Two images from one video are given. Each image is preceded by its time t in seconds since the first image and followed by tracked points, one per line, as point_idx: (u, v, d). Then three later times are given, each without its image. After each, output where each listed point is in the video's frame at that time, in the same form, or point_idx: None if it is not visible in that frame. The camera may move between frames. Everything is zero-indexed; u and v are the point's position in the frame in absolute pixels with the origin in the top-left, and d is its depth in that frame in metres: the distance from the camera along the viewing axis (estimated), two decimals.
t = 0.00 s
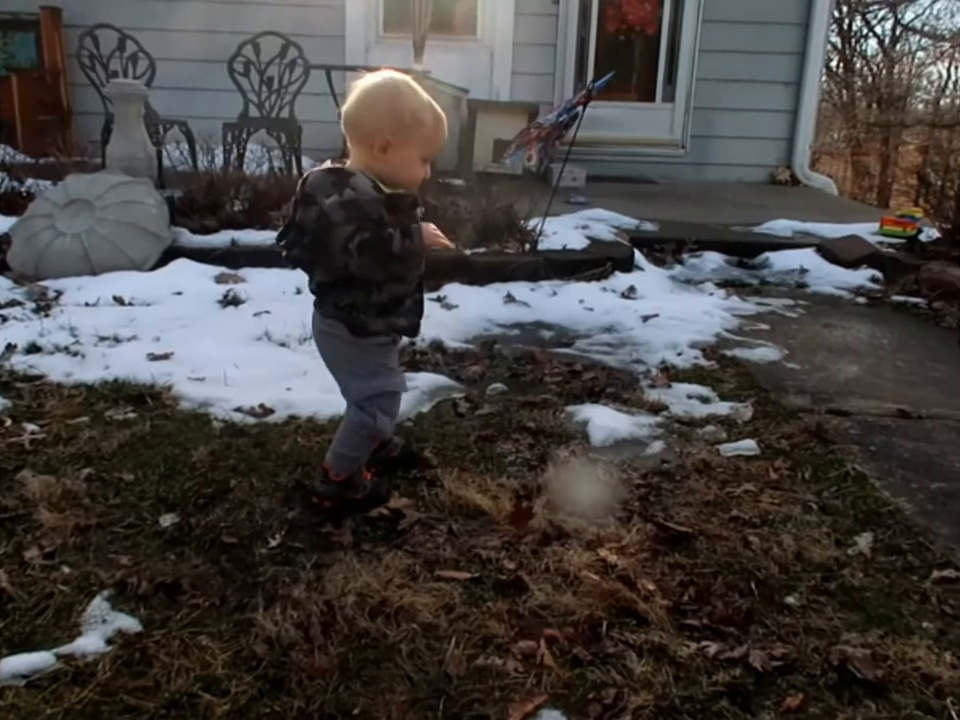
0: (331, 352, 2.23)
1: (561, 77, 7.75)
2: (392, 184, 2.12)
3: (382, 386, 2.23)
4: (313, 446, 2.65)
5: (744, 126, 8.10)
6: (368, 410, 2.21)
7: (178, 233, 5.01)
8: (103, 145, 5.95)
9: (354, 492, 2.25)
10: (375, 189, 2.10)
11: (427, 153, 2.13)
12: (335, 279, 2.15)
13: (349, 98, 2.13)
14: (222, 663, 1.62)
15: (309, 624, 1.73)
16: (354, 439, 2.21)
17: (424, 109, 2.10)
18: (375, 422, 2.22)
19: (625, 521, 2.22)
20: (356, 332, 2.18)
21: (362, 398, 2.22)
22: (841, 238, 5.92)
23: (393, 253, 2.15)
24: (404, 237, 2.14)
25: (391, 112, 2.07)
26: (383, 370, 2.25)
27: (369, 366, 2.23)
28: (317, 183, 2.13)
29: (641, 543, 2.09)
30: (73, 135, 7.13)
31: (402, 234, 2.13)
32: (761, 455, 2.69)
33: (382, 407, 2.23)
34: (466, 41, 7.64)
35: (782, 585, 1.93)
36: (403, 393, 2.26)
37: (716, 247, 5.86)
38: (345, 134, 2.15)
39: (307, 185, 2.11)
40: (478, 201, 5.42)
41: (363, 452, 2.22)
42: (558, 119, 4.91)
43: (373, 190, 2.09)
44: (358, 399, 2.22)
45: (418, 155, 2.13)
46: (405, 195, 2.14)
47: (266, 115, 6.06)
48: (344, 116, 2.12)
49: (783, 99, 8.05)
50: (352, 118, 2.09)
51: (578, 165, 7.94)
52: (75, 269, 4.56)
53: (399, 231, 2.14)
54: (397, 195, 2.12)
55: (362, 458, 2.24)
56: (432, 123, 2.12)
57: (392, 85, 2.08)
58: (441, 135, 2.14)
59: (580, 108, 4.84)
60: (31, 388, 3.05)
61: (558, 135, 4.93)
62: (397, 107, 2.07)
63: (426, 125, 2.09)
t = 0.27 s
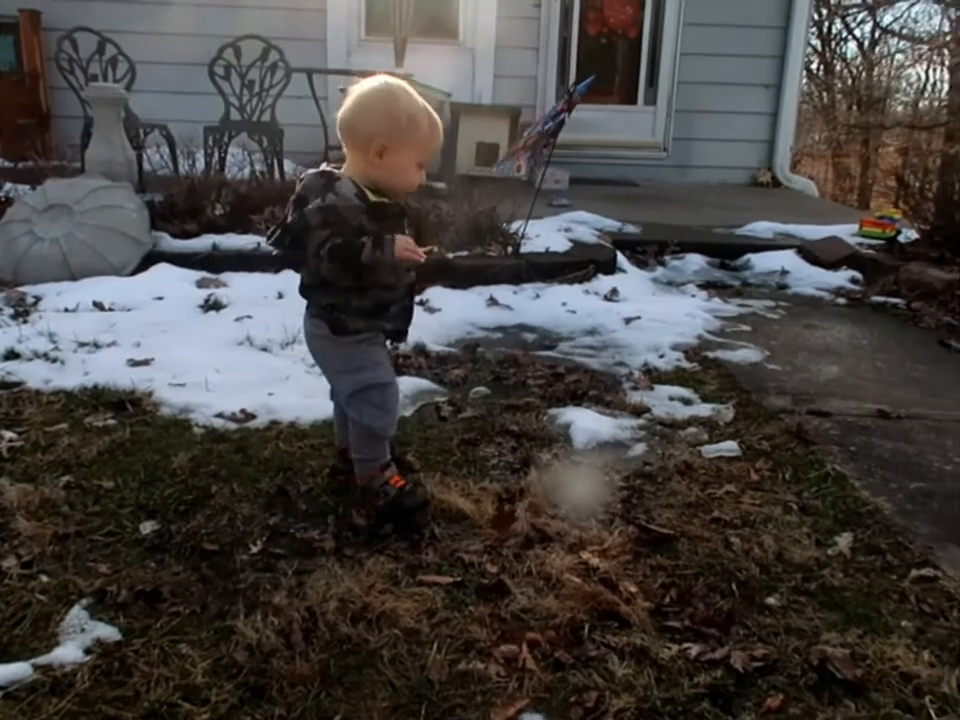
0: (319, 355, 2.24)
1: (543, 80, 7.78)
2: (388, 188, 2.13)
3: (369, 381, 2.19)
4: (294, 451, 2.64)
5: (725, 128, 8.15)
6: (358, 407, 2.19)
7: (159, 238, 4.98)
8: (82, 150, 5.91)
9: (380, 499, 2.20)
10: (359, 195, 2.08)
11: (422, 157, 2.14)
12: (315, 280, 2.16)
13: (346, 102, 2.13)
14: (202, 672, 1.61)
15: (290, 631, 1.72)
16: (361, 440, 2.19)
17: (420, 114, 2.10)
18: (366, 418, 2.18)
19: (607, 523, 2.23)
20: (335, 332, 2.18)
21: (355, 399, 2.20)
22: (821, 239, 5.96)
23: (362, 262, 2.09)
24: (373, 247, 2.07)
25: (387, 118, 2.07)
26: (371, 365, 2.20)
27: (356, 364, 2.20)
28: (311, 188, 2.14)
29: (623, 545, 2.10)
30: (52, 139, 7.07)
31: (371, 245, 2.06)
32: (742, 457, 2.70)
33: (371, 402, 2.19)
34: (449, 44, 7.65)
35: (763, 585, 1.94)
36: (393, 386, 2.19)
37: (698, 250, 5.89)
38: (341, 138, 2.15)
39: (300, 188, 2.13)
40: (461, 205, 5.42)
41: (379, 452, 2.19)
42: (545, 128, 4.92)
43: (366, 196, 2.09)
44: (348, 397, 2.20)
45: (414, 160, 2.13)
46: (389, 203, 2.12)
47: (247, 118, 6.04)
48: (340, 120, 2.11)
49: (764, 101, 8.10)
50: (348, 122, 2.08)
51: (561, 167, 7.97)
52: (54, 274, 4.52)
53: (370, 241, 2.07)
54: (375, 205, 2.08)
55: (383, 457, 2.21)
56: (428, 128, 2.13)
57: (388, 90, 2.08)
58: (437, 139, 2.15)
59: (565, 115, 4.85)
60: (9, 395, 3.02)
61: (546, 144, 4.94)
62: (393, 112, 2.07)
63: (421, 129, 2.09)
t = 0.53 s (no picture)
0: (337, 368, 2.17)
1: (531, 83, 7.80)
2: (401, 196, 2.06)
3: (382, 409, 2.13)
4: (282, 455, 2.64)
5: (712, 131, 8.19)
6: (365, 431, 2.14)
7: (145, 242, 4.97)
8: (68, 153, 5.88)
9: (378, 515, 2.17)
10: (372, 206, 2.02)
11: (434, 161, 2.07)
12: (331, 297, 2.09)
13: (352, 109, 2.06)
14: (189, 677, 1.60)
15: (278, 634, 1.72)
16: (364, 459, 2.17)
17: (429, 117, 2.04)
18: (373, 444, 2.14)
19: (594, 524, 2.24)
20: (355, 353, 2.11)
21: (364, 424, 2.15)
22: (807, 240, 6.00)
23: (380, 273, 2.04)
24: (391, 258, 2.02)
25: (396, 122, 2.00)
26: (386, 394, 2.14)
27: (371, 387, 2.14)
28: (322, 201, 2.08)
29: (610, 545, 2.11)
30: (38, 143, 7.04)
31: (389, 255, 2.02)
32: (729, 457, 2.72)
33: (380, 430, 2.14)
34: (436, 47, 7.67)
35: (749, 584, 1.95)
36: (404, 419, 2.14)
37: (684, 251, 5.92)
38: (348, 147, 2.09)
39: (311, 200, 2.08)
40: (449, 207, 5.43)
41: (380, 475, 2.18)
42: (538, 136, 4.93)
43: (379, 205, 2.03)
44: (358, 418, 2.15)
45: (426, 164, 2.07)
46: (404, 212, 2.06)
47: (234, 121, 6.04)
48: (346, 130, 2.05)
49: (750, 104, 8.15)
50: (355, 131, 2.02)
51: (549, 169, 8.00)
52: (39, 278, 4.50)
53: (387, 251, 2.02)
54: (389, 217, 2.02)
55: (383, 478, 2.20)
56: (438, 129, 2.06)
57: (395, 95, 2.02)
58: (447, 142, 2.08)
59: (557, 121, 4.85)
60: None
61: (540, 151, 4.94)
62: (401, 116, 2.00)
63: (432, 132, 2.03)
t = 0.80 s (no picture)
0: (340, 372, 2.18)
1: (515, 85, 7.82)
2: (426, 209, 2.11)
3: (381, 417, 2.13)
4: (267, 459, 2.63)
5: (696, 133, 8.24)
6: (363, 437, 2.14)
7: (129, 247, 4.94)
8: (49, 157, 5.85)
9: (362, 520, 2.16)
10: (385, 214, 2.06)
11: (461, 177, 2.12)
12: (337, 303, 2.11)
13: (384, 118, 2.09)
14: (174, 683, 1.60)
15: (263, 639, 1.71)
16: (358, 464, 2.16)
17: (460, 134, 2.07)
18: (369, 450, 2.14)
19: (580, 525, 2.24)
20: (356, 360, 2.12)
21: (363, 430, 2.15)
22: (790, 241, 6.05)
23: (388, 283, 2.05)
24: (401, 269, 2.03)
25: (428, 139, 2.04)
26: (386, 402, 2.14)
27: (372, 395, 2.14)
28: (343, 204, 2.11)
29: (595, 546, 2.11)
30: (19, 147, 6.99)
31: (399, 266, 2.03)
32: (714, 456, 2.73)
33: (377, 437, 2.14)
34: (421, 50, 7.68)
35: (734, 583, 1.97)
36: (402, 429, 2.14)
37: (668, 253, 5.95)
38: (376, 156, 2.11)
39: (331, 204, 2.12)
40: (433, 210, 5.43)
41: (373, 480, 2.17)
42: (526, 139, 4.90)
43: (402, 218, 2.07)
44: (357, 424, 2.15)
45: (452, 178, 2.11)
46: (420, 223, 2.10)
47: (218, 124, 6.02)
48: (377, 139, 2.08)
49: (733, 106, 8.20)
50: (387, 143, 2.05)
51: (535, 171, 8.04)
52: (21, 283, 4.46)
53: (398, 263, 2.04)
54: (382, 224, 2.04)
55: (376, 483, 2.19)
56: (466, 146, 2.10)
57: (428, 109, 2.05)
58: (474, 158, 2.13)
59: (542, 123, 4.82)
60: None
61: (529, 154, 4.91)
62: (433, 131, 2.04)
63: (461, 150, 2.07)
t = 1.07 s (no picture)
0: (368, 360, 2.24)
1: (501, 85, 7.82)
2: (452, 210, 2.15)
3: (401, 404, 2.16)
4: (252, 463, 2.62)
5: (682, 133, 8.26)
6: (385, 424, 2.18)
7: (114, 252, 4.92)
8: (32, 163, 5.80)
9: (358, 505, 2.20)
10: (408, 212, 2.11)
11: (488, 179, 2.16)
12: (360, 296, 2.16)
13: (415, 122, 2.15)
14: (157, 689, 1.59)
15: (247, 644, 1.71)
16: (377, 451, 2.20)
17: (488, 139, 2.12)
18: (387, 437, 2.17)
19: (566, 525, 2.24)
20: (379, 348, 2.17)
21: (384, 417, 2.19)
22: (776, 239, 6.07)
23: (397, 275, 2.07)
24: (407, 260, 2.05)
25: (457, 140, 2.08)
26: (407, 390, 2.17)
27: (396, 382, 2.17)
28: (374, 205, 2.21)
29: (581, 546, 2.11)
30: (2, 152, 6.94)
31: (405, 258, 2.05)
32: (700, 455, 2.73)
33: (397, 425, 2.16)
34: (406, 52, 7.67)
35: (719, 581, 1.97)
36: (421, 418, 2.15)
37: (654, 253, 5.96)
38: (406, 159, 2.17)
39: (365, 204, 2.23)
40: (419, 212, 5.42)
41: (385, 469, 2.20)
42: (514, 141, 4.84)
43: (428, 217, 2.11)
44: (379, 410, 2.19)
45: (478, 180, 2.15)
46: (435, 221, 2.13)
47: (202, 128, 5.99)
48: (407, 141, 2.13)
49: (720, 106, 8.22)
50: (417, 144, 2.10)
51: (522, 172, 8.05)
52: (5, 289, 4.43)
53: (406, 255, 2.06)
54: (375, 221, 2.09)
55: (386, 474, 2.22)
56: (494, 152, 2.14)
57: (459, 114, 2.10)
58: (502, 162, 2.16)
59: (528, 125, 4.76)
60: None
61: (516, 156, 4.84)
62: (461, 135, 2.09)
63: (489, 154, 2.12)
